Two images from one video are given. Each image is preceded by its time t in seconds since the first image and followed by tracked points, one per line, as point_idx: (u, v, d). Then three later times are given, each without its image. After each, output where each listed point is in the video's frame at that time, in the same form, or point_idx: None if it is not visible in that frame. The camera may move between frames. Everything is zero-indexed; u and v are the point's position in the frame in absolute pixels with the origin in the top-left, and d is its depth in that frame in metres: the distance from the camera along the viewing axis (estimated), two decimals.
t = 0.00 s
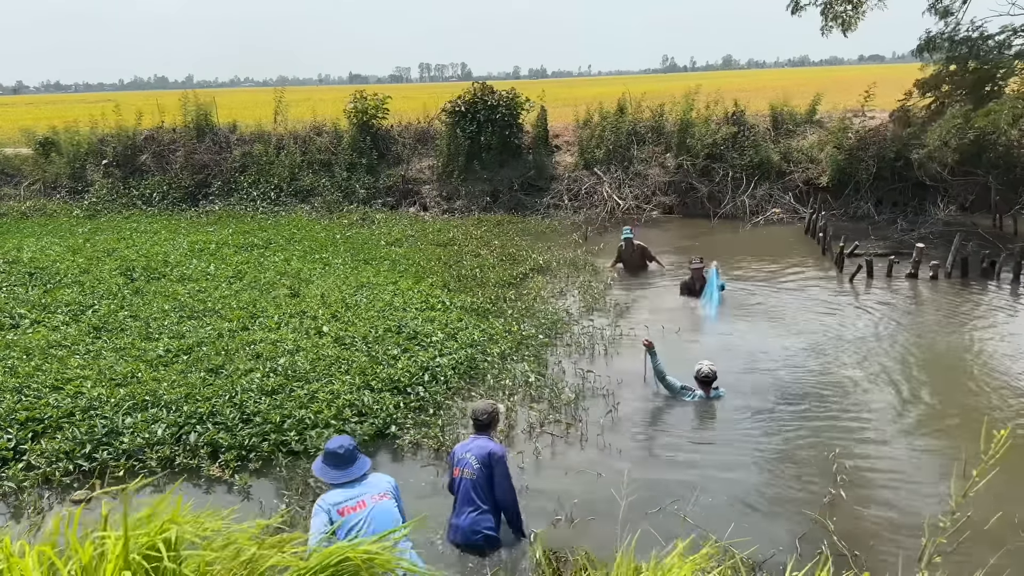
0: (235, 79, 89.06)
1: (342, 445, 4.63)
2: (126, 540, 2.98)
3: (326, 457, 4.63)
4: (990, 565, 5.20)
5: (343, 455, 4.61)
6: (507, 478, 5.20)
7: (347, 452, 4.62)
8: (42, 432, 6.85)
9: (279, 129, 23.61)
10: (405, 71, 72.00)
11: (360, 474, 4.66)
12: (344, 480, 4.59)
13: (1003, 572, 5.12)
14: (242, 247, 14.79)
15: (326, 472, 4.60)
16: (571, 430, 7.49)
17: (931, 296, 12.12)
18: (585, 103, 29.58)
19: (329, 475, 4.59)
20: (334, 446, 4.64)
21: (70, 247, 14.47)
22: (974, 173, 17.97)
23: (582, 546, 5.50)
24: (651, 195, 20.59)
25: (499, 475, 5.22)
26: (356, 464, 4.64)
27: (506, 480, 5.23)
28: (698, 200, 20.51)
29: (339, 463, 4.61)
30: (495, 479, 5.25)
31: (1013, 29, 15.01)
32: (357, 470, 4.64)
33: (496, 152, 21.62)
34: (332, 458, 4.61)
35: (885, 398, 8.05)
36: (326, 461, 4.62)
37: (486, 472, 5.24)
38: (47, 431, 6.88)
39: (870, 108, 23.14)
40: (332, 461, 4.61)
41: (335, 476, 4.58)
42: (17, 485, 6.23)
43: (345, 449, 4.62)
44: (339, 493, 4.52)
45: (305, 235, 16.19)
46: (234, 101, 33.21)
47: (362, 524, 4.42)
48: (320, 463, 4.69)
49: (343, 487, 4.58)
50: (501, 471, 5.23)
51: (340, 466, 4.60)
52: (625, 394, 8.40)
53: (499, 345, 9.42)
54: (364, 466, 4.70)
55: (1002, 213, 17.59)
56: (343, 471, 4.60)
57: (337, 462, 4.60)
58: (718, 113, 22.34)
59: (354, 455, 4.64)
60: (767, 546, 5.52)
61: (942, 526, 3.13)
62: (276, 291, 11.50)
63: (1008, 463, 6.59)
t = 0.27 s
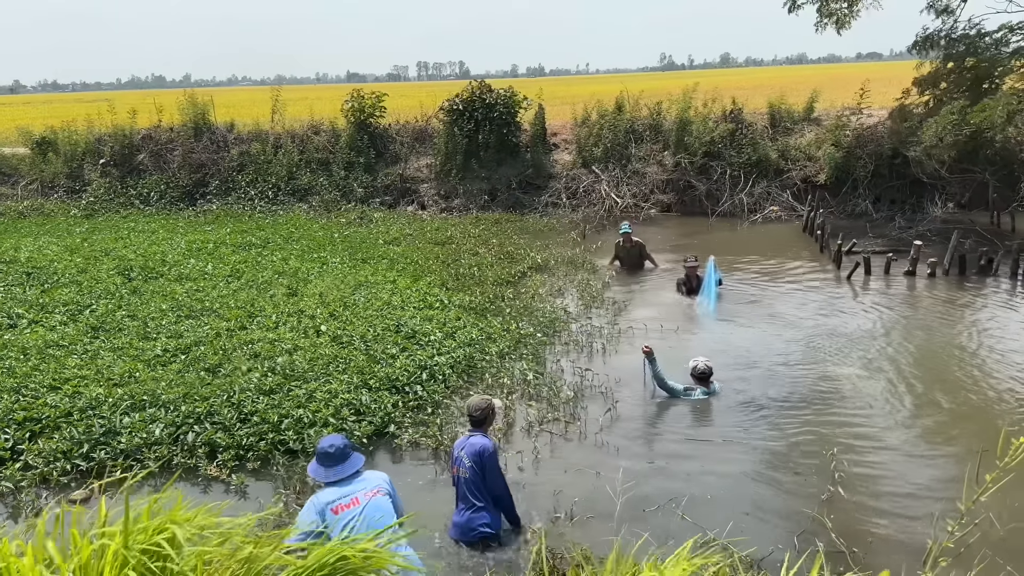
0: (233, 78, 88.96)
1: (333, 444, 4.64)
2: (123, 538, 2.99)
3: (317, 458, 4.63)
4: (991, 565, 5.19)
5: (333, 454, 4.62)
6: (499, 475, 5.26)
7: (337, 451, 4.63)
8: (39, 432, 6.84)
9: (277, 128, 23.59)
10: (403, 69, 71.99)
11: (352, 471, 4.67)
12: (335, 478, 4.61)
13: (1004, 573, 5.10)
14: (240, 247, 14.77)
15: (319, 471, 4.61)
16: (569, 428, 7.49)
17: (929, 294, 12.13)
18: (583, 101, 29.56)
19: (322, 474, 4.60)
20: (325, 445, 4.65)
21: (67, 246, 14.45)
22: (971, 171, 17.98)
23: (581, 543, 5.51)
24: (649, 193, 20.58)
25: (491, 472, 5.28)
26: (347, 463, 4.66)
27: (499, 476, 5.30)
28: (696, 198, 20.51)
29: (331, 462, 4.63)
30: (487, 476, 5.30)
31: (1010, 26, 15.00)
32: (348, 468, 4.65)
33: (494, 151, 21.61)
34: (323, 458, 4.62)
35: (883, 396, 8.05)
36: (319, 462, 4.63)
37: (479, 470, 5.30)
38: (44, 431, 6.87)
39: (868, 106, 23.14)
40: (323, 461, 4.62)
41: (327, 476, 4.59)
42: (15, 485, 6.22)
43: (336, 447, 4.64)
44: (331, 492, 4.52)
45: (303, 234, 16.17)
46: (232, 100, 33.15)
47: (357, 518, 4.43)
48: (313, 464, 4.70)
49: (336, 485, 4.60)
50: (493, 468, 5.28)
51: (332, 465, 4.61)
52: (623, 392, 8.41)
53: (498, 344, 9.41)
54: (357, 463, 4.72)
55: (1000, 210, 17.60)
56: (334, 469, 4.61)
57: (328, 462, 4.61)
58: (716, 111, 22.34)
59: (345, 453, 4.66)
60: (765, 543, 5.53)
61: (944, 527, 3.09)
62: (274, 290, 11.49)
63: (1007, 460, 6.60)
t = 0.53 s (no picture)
0: (229, 78, 88.80)
1: (324, 443, 4.71)
2: (118, 537, 2.99)
3: (314, 460, 4.73)
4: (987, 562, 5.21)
5: (324, 455, 4.70)
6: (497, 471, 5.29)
7: (328, 450, 4.69)
8: (36, 431, 6.83)
9: (274, 127, 23.56)
10: (400, 67, 71.91)
11: (342, 469, 4.71)
12: (329, 478, 4.68)
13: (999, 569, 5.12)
14: (237, 246, 14.74)
15: (315, 472, 4.72)
16: (567, 426, 7.50)
17: (926, 291, 12.16)
18: (580, 99, 29.56)
19: (316, 477, 4.71)
20: (315, 447, 4.74)
21: (64, 245, 14.41)
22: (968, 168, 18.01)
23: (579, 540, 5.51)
24: (646, 191, 20.58)
25: (490, 470, 5.32)
26: (339, 461, 4.73)
27: (495, 473, 5.33)
28: (694, 195, 20.52)
29: (325, 462, 4.72)
30: (485, 474, 5.33)
31: (1007, 23, 15.04)
32: (339, 468, 4.71)
33: (492, 149, 21.61)
34: (315, 461, 4.73)
35: (879, 393, 8.07)
36: (314, 464, 4.74)
37: (478, 469, 5.32)
38: (41, 431, 6.86)
39: (865, 104, 23.18)
40: (317, 463, 4.73)
41: (320, 477, 4.69)
42: (11, 485, 6.20)
43: (327, 447, 4.70)
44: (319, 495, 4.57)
45: (300, 233, 16.14)
46: (229, 99, 33.10)
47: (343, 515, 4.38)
48: (311, 469, 4.80)
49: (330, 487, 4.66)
50: (493, 465, 5.32)
51: (324, 466, 4.72)
52: (621, 390, 8.41)
53: (495, 342, 9.41)
54: (348, 463, 4.76)
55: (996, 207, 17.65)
56: (327, 469, 4.70)
57: (322, 463, 4.71)
58: (713, 109, 22.34)
59: (338, 452, 4.73)
60: (762, 540, 5.55)
61: (935, 521, 3.10)
62: (272, 289, 11.46)
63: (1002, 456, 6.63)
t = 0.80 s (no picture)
0: (226, 76, 88.51)
1: (322, 443, 4.72)
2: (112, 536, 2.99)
3: (314, 459, 4.76)
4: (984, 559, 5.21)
5: (325, 454, 4.70)
6: (490, 468, 5.31)
7: (325, 450, 4.70)
8: (32, 430, 6.82)
9: (271, 125, 23.53)
10: (398, 65, 71.83)
11: (341, 469, 4.69)
12: (328, 478, 4.69)
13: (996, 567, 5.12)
14: (234, 244, 14.72)
15: (315, 471, 4.75)
16: (564, 424, 7.50)
17: (922, 288, 12.19)
18: (577, 97, 29.56)
19: (317, 475, 4.73)
20: (315, 446, 4.76)
21: (60, 244, 14.38)
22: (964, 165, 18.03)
23: (576, 538, 5.52)
24: (644, 189, 20.59)
25: (483, 467, 5.34)
26: (337, 461, 4.71)
27: (490, 471, 5.34)
28: (691, 193, 20.54)
29: (326, 462, 4.73)
30: (479, 471, 5.35)
31: (1004, 20, 15.06)
32: (338, 467, 4.70)
33: (489, 147, 21.60)
34: (316, 460, 4.75)
35: (875, 391, 8.10)
36: (315, 463, 4.77)
37: (472, 466, 5.36)
38: (38, 430, 6.85)
39: (861, 102, 23.22)
40: (318, 462, 4.75)
41: (320, 476, 4.71)
42: (8, 483, 6.19)
43: (325, 447, 4.70)
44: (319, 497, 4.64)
45: (297, 231, 16.12)
46: (225, 97, 33.04)
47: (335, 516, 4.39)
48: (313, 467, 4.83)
49: (328, 487, 4.67)
50: (485, 463, 5.33)
51: (325, 465, 4.73)
52: (618, 388, 8.42)
53: (493, 340, 9.42)
54: (346, 461, 4.74)
55: (993, 205, 17.69)
56: (327, 469, 4.70)
57: (322, 463, 4.73)
58: (711, 107, 22.36)
59: (336, 451, 4.73)
60: (759, 538, 5.56)
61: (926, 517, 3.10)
62: (269, 288, 11.44)
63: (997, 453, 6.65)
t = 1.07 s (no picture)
0: (224, 75, 88.36)
1: (324, 440, 4.68)
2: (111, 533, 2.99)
3: (315, 455, 4.70)
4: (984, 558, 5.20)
5: (329, 450, 4.66)
6: (482, 469, 5.22)
7: (327, 447, 4.67)
8: (31, 429, 6.81)
9: (269, 123, 23.49)
10: (396, 64, 71.78)
11: (345, 466, 4.68)
12: (330, 475, 4.66)
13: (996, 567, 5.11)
14: (233, 242, 14.70)
15: (316, 468, 4.73)
16: (563, 422, 7.51)
17: (921, 287, 12.20)
18: (576, 95, 29.55)
19: (317, 472, 4.70)
20: (318, 443, 4.71)
21: (59, 242, 14.36)
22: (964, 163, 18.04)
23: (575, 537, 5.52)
24: (642, 188, 20.60)
25: (475, 468, 5.25)
26: (339, 459, 4.68)
27: (482, 471, 5.25)
28: (689, 192, 20.54)
29: (328, 458, 4.68)
30: (472, 472, 5.28)
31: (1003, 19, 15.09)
32: (339, 466, 4.66)
33: (488, 145, 21.60)
34: (319, 456, 4.69)
35: (873, 389, 8.11)
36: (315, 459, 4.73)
37: (465, 466, 5.30)
38: (37, 428, 6.84)
39: (860, 100, 23.23)
40: (321, 458, 4.69)
41: (322, 473, 4.67)
42: (7, 482, 6.18)
43: (327, 444, 4.67)
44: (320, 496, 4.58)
45: (296, 230, 16.11)
46: (224, 96, 33.00)
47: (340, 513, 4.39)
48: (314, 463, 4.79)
49: (330, 485, 4.64)
50: (476, 464, 5.24)
51: (328, 461, 4.67)
52: (616, 387, 8.43)
53: (492, 339, 9.42)
54: (351, 459, 4.72)
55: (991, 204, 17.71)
56: (330, 467, 4.66)
57: (325, 460, 4.68)
58: (709, 106, 22.36)
59: (338, 449, 4.68)
60: (758, 536, 5.56)
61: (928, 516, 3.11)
62: (267, 286, 11.43)
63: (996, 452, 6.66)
